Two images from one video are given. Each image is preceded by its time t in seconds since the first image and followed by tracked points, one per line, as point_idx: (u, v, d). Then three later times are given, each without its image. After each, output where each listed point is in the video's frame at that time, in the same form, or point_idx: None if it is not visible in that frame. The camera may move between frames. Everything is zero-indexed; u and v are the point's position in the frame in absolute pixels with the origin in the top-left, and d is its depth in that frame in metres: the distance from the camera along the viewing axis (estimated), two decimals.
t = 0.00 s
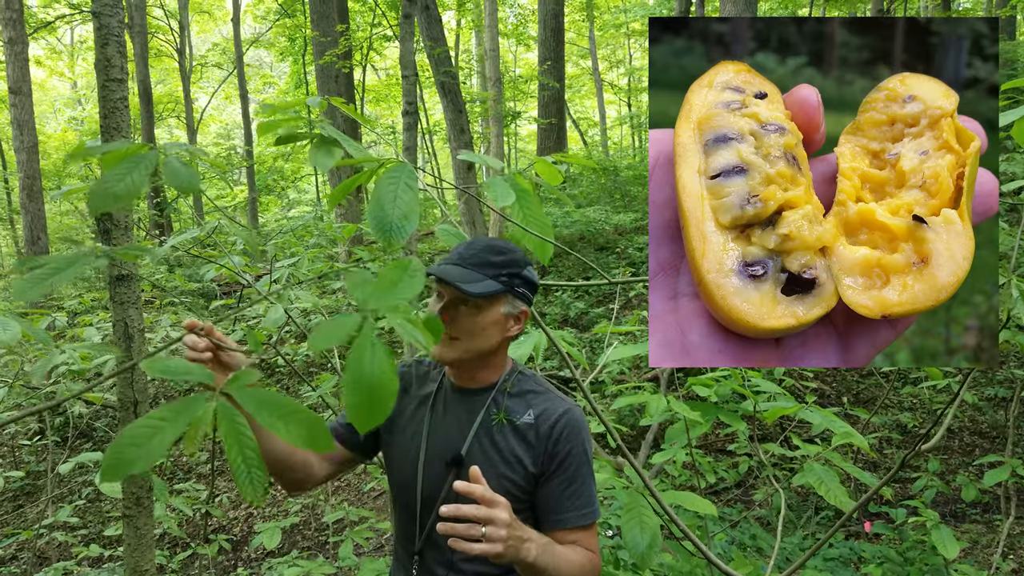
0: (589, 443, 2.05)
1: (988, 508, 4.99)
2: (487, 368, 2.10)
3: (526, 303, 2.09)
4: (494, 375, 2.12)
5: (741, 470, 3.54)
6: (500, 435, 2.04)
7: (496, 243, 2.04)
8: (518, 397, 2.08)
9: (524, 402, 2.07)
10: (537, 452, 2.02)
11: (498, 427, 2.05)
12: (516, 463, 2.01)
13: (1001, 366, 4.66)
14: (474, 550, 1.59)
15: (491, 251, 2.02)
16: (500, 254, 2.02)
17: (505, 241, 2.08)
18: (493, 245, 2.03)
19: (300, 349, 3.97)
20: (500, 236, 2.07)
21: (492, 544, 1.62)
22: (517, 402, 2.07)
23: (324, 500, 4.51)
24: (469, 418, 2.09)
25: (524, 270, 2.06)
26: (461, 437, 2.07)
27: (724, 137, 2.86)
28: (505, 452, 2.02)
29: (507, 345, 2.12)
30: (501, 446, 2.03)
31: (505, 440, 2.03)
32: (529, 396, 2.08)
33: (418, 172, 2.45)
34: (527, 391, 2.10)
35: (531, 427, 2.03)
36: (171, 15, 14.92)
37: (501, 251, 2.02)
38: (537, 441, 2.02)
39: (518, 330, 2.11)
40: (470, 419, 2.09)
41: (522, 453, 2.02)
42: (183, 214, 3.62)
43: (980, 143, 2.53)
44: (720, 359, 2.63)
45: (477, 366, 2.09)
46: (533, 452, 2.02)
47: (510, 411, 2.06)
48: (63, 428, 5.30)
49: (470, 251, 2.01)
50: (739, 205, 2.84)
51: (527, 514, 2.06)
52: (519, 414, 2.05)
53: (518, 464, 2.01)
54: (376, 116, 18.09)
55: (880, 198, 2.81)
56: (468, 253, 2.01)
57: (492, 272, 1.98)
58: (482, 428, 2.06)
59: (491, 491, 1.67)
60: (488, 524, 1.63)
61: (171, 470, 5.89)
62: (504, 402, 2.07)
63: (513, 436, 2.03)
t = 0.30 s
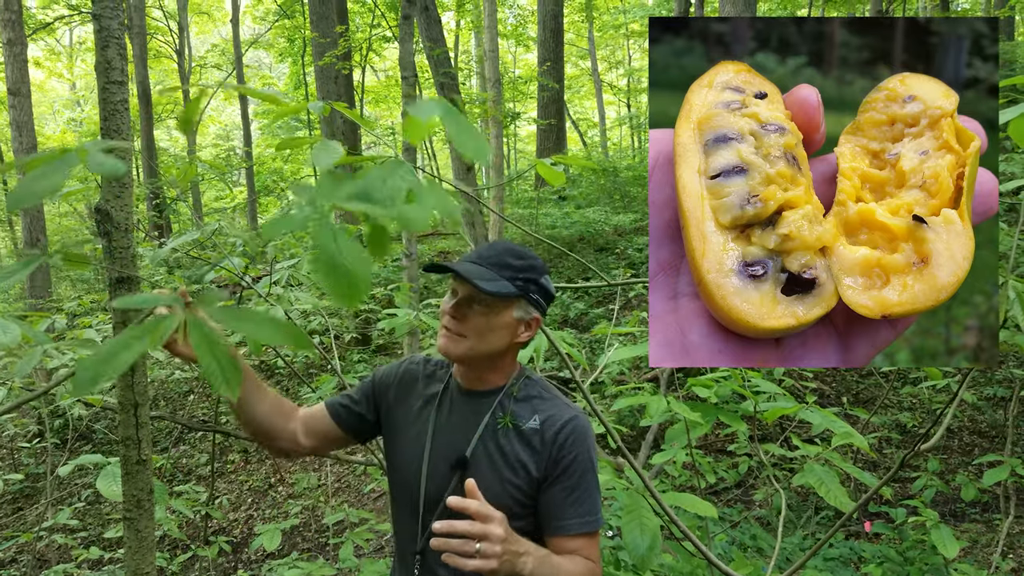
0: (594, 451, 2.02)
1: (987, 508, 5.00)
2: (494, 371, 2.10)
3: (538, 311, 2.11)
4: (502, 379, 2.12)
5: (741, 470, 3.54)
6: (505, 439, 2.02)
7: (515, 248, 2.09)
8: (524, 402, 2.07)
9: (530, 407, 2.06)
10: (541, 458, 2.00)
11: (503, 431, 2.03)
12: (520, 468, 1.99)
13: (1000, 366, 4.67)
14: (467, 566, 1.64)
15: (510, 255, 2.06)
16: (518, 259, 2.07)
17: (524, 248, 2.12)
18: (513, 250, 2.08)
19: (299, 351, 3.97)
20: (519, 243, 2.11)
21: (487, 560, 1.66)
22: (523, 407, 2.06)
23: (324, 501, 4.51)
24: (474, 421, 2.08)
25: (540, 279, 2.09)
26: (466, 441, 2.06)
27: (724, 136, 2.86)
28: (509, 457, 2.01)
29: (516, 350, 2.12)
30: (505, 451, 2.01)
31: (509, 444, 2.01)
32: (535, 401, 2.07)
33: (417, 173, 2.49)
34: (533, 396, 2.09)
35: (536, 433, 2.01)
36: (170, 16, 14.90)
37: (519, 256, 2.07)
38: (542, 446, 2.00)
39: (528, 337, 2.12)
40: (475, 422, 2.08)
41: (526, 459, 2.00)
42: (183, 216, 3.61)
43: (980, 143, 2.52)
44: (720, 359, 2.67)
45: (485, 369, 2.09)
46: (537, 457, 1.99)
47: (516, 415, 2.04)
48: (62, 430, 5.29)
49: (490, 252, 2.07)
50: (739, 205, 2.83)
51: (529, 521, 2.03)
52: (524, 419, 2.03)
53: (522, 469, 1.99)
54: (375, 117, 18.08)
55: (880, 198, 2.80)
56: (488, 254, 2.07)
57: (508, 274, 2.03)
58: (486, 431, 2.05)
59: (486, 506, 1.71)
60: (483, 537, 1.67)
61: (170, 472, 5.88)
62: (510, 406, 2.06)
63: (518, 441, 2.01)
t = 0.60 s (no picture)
0: (592, 456, 1.96)
1: (982, 504, 5.03)
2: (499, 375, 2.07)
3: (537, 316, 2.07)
4: (505, 383, 2.09)
5: (739, 469, 3.54)
6: (506, 443, 1.99)
7: (507, 257, 2.03)
8: (526, 405, 2.04)
9: (533, 411, 2.03)
10: (538, 461, 1.95)
11: (503, 434, 2.01)
12: (517, 471, 1.96)
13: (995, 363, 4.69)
14: None
15: (502, 265, 2.01)
16: (511, 267, 2.02)
17: (518, 253, 2.06)
18: (505, 258, 2.03)
19: (295, 352, 3.95)
20: (511, 250, 2.05)
21: None
22: (525, 411, 2.03)
23: (321, 503, 4.50)
24: (477, 423, 2.07)
25: (536, 284, 2.04)
26: (468, 444, 2.05)
27: (724, 136, 2.87)
28: (508, 459, 1.98)
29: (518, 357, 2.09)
30: (504, 454, 1.98)
31: (509, 447, 1.98)
32: (537, 405, 2.04)
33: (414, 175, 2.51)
34: (536, 401, 2.05)
35: (537, 436, 1.98)
36: (163, 17, 14.83)
37: (512, 265, 2.01)
38: (541, 450, 1.96)
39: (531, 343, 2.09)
40: (478, 424, 2.07)
41: (525, 463, 1.96)
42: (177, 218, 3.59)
43: (981, 143, 2.57)
44: (720, 359, 2.68)
45: (489, 375, 2.07)
46: (536, 461, 1.95)
47: (518, 419, 2.02)
48: (57, 434, 5.26)
49: (481, 265, 2.00)
50: (739, 205, 2.84)
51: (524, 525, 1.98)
52: (526, 423, 2.00)
53: (518, 471, 1.96)
54: (370, 117, 18.04)
55: (880, 198, 2.83)
56: (480, 268, 2.00)
57: (504, 287, 1.97)
58: (488, 433, 2.02)
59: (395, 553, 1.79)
60: None
61: (166, 475, 5.85)
62: (513, 410, 2.03)
63: (519, 444, 1.98)
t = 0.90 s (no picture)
0: (578, 450, 1.88)
1: (976, 502, 5.05)
2: (492, 375, 2.05)
3: (527, 314, 2.05)
4: (498, 383, 2.07)
5: (733, 468, 3.55)
6: (494, 441, 1.97)
7: (489, 256, 2.00)
8: (515, 403, 2.01)
9: (523, 409, 1.99)
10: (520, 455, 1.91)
11: (492, 433, 1.98)
12: (504, 467, 1.93)
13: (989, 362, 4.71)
14: None
15: (485, 265, 1.98)
16: (494, 266, 1.98)
17: (503, 251, 2.03)
18: (488, 258, 2.00)
19: (290, 353, 3.94)
20: (496, 249, 2.01)
21: None
22: (516, 410, 2.00)
23: (316, 504, 4.49)
24: (470, 424, 2.05)
25: (523, 281, 2.00)
26: (462, 442, 2.04)
27: (724, 136, 2.90)
28: (495, 457, 1.95)
29: (510, 355, 2.07)
30: (492, 452, 1.96)
31: (496, 446, 1.95)
32: (528, 404, 2.00)
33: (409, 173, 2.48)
34: (527, 400, 2.01)
35: (523, 433, 1.93)
36: (157, 17, 14.77)
37: (495, 264, 1.98)
38: (524, 444, 1.91)
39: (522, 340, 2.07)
40: (470, 423, 2.06)
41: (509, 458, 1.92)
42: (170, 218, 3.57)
43: (980, 143, 2.55)
44: (720, 359, 2.66)
45: (483, 376, 2.05)
46: (517, 455, 1.91)
47: (507, 417, 1.99)
48: (51, 434, 5.24)
49: (463, 268, 1.98)
50: (739, 205, 2.87)
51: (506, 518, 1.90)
52: (514, 420, 1.97)
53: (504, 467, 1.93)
54: (365, 117, 18.01)
55: (880, 198, 2.84)
56: (462, 271, 1.98)
57: (487, 288, 1.95)
58: (479, 433, 2.00)
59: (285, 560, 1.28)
60: None
61: (161, 475, 5.83)
62: (504, 408, 2.01)
63: (505, 442, 1.95)
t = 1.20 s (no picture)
0: (570, 449, 1.81)
1: (970, 498, 5.08)
2: (488, 377, 2.02)
3: (518, 314, 1.98)
4: (495, 385, 2.03)
5: (729, 465, 3.56)
6: (487, 442, 1.92)
7: (474, 254, 1.96)
8: (510, 404, 1.97)
9: (518, 411, 1.95)
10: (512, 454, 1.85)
11: (486, 433, 1.94)
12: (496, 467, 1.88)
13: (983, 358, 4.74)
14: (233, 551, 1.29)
15: (470, 264, 1.94)
16: (478, 264, 1.94)
17: (492, 248, 1.98)
18: (473, 256, 1.96)
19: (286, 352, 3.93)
20: (482, 247, 1.97)
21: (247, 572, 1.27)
22: (511, 411, 1.96)
23: (312, 504, 4.48)
24: (466, 425, 2.02)
25: (508, 280, 1.94)
26: (458, 445, 2.00)
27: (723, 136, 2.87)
28: (488, 457, 1.90)
29: (503, 357, 2.01)
30: (485, 453, 1.91)
31: (489, 446, 1.91)
32: (524, 405, 1.96)
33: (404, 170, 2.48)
34: (522, 402, 1.97)
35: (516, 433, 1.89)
36: (150, 16, 14.69)
37: (480, 263, 1.94)
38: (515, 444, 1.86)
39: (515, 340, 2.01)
40: (467, 425, 2.02)
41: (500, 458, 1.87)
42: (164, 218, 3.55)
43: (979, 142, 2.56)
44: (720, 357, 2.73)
45: (480, 377, 2.02)
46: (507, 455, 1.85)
47: (502, 418, 1.95)
48: (46, 436, 5.21)
49: (449, 267, 1.97)
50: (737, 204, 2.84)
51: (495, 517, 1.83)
52: (508, 421, 1.93)
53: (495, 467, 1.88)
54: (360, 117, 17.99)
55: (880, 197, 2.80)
56: (448, 270, 1.96)
57: (468, 287, 1.91)
58: (473, 434, 1.97)
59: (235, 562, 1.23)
60: None
61: (156, 477, 5.81)
62: (499, 410, 1.97)
63: (498, 442, 1.90)
